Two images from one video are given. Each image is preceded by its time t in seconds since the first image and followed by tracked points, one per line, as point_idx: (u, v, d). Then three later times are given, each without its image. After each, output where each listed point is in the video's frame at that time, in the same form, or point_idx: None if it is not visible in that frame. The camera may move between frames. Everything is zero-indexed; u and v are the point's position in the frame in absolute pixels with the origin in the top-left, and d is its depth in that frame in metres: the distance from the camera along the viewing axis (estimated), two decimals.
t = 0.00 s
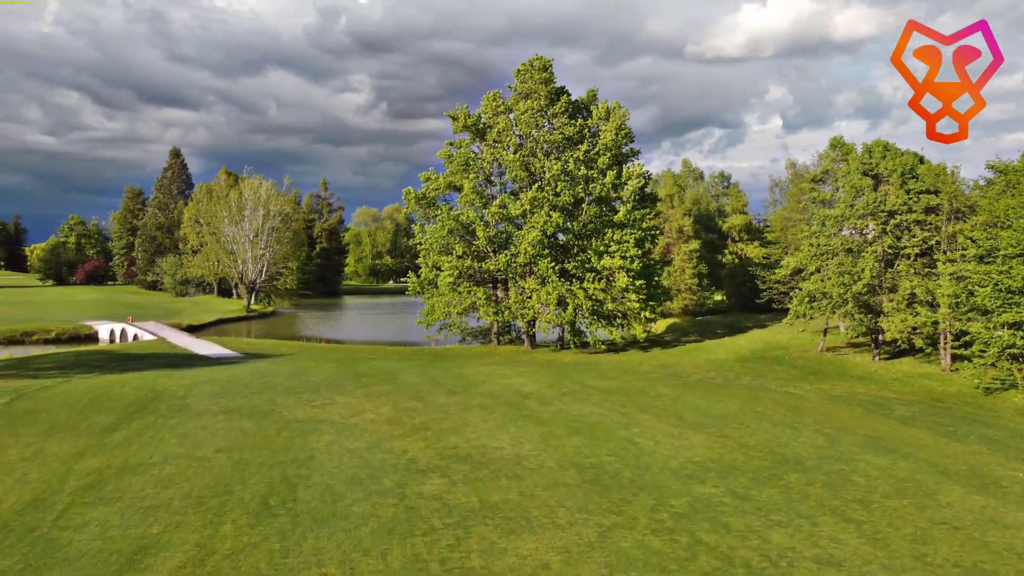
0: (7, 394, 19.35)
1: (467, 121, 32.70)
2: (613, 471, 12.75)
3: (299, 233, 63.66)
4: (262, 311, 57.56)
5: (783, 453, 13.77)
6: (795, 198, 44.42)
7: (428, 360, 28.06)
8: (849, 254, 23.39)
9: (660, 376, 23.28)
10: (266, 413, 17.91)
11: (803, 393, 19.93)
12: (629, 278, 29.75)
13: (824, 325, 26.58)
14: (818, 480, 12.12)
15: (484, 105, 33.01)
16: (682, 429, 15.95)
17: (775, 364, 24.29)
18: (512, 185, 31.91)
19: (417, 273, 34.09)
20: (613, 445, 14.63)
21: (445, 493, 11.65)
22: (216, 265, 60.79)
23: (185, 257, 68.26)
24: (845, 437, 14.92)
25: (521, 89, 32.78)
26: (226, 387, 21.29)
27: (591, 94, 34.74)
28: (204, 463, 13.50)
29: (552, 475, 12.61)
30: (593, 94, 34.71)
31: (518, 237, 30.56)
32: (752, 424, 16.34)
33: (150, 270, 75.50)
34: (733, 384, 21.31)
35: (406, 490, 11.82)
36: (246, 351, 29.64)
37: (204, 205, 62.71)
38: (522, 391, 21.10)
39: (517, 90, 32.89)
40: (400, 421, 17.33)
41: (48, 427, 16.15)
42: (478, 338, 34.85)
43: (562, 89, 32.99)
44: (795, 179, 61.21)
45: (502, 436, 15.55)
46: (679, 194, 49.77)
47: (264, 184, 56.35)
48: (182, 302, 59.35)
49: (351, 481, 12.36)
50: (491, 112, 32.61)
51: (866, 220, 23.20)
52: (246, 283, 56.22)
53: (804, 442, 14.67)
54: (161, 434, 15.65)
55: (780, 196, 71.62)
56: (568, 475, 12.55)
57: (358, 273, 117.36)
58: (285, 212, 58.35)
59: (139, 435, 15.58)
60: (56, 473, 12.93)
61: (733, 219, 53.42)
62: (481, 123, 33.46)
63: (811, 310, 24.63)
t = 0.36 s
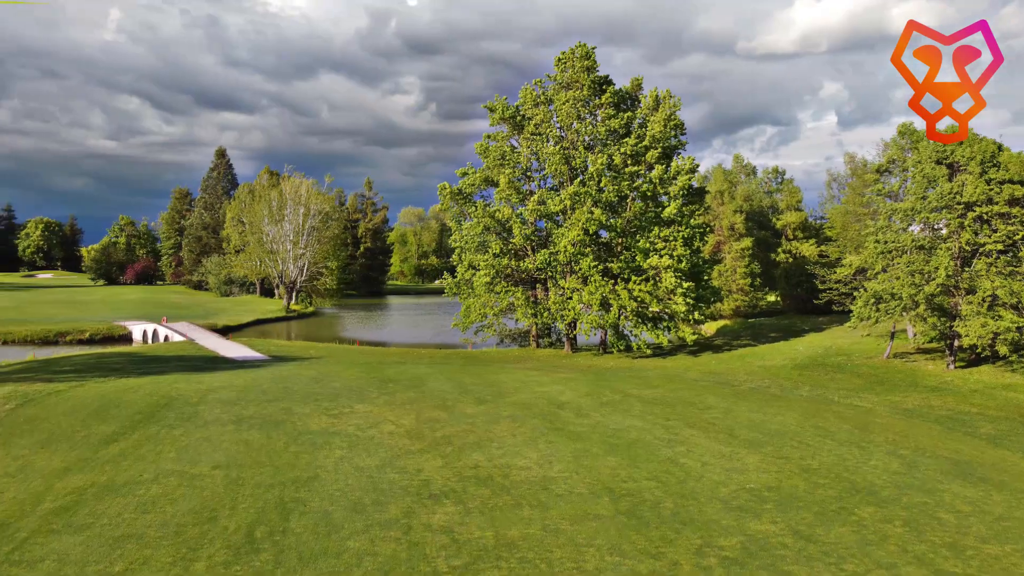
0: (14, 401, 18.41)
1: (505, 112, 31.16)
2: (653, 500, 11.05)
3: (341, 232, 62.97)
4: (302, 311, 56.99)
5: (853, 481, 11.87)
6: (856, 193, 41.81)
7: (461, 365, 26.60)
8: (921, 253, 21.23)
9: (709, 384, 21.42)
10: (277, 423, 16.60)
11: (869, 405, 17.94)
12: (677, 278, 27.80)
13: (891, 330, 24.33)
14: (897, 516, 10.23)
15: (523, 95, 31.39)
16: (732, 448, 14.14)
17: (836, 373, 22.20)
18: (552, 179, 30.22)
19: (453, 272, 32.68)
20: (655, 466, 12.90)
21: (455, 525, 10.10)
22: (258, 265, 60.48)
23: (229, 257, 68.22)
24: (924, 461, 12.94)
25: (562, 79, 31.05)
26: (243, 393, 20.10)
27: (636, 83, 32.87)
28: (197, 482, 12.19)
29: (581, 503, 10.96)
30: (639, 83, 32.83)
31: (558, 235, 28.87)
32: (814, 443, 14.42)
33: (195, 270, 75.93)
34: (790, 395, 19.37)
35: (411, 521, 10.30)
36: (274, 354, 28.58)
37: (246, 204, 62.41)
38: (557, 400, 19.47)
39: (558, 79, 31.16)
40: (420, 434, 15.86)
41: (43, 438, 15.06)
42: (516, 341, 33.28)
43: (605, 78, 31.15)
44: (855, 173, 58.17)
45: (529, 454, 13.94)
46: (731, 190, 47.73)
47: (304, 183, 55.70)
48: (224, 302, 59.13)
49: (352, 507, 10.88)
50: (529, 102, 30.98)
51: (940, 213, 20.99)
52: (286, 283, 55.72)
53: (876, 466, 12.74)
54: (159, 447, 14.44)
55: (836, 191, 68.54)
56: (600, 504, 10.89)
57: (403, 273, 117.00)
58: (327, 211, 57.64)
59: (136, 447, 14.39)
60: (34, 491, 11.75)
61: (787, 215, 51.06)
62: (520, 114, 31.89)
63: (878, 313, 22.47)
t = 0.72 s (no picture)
0: (19, 408, 17.63)
1: (539, 105, 29.75)
2: (689, 537, 9.57)
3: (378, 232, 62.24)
4: (338, 313, 56.31)
5: (925, 517, 10.22)
6: (914, 188, 39.38)
7: (490, 370, 25.30)
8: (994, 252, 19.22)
9: (756, 394, 19.76)
10: (285, 436, 15.47)
11: (936, 421, 16.14)
12: (722, 279, 26.00)
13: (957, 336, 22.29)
14: (983, 564, 8.60)
15: (558, 87, 29.90)
16: (782, 472, 12.51)
17: (896, 383, 20.29)
18: (589, 175, 28.68)
19: (485, 273, 31.37)
20: (693, 493, 11.40)
21: (457, 565, 8.76)
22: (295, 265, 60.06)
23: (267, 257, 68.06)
24: (1007, 491, 11.21)
25: (599, 69, 29.47)
26: (257, 401, 19.06)
27: (679, 74, 31.14)
28: (182, 505, 11.07)
29: (605, 540, 9.51)
30: (681, 73, 31.10)
31: (594, 233, 27.32)
32: (877, 467, 12.74)
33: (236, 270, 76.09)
34: (846, 409, 17.62)
35: (409, 559, 8.99)
36: (299, 357, 27.63)
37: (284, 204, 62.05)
38: (589, 412, 18.01)
39: (596, 70, 29.58)
40: (436, 449, 14.56)
41: (36, 450, 14.16)
42: (551, 345, 31.81)
43: (645, 67, 29.47)
44: (912, 168, 55.24)
45: (553, 476, 12.53)
46: (779, 187, 45.88)
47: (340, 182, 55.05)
48: (261, 303, 58.85)
49: (344, 539, 9.62)
50: (565, 95, 29.48)
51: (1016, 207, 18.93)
52: (322, 283, 55.11)
53: (952, 497, 11.03)
54: (153, 463, 13.39)
55: (891, 188, 65.61)
56: (627, 541, 9.45)
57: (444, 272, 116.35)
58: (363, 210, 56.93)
59: (129, 463, 13.36)
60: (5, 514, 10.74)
61: (839, 214, 49.16)
62: (555, 108, 30.45)
63: (944, 317, 20.51)
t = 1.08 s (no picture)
0: (19, 417, 16.72)
1: (576, 97, 28.17)
2: None
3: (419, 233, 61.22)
4: (376, 314, 55.42)
5: None
6: (984, 183, 36.65)
7: (522, 378, 23.80)
8: None
9: (812, 409, 17.84)
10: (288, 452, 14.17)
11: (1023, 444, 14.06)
12: (774, 281, 24.00)
13: None
14: None
15: (598, 77, 28.21)
16: (845, 507, 10.71)
17: (970, 396, 18.14)
18: (630, 170, 26.92)
19: (522, 274, 29.87)
20: (739, 534, 9.70)
21: None
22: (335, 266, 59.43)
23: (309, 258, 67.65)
24: None
25: (642, 57, 27.67)
26: (269, 411, 17.84)
27: (727, 62, 29.16)
28: (152, 538, 9.80)
29: None
30: (731, 61, 29.10)
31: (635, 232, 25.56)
32: (958, 503, 10.84)
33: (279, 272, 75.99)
34: (917, 427, 15.62)
35: None
36: (325, 362, 26.47)
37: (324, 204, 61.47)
38: (625, 427, 16.35)
39: (638, 58, 27.78)
40: (449, 470, 13.10)
41: (19, 467, 13.11)
42: (591, 350, 30.23)
43: (691, 54, 27.56)
44: (981, 162, 51.97)
45: (576, 507, 10.94)
46: (836, 183, 43.76)
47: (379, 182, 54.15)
48: (301, 304, 58.34)
49: None
50: (605, 85, 27.77)
51: None
52: (360, 284, 54.27)
53: None
54: (136, 482, 12.22)
55: (957, 183, 62.16)
56: None
57: (489, 273, 115.22)
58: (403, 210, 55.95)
59: (111, 483, 12.22)
60: None
61: (900, 211, 46.85)
62: (594, 99, 28.84)
63: None
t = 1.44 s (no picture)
0: (14, 428, 15.76)
1: (614, 87, 26.44)
2: None
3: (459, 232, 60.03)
4: (414, 315, 54.33)
5: None
6: None
7: (555, 386, 22.20)
8: None
9: (875, 428, 15.86)
10: (284, 473, 12.84)
11: None
12: (830, 283, 21.93)
13: None
14: None
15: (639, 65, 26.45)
16: (920, 558, 8.90)
17: None
18: (672, 164, 25.10)
19: (557, 275, 28.28)
20: None
21: None
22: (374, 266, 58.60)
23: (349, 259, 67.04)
24: None
25: (686, 43, 25.83)
26: (276, 423, 16.59)
27: (779, 46, 27.10)
28: None
29: None
30: (783, 45, 27.05)
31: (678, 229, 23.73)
32: None
33: (321, 272, 75.65)
34: (1000, 452, 13.57)
35: None
36: (349, 367, 25.24)
37: (363, 204, 60.71)
38: (661, 447, 14.64)
39: (682, 43, 25.93)
40: (457, 497, 11.60)
41: None
42: (631, 357, 28.47)
43: (739, 38, 25.59)
44: None
45: (598, 550, 9.33)
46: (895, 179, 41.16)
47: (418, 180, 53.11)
48: (340, 305, 57.64)
49: None
50: (646, 73, 26.00)
51: None
52: (398, 285, 53.25)
53: None
54: (109, 508, 11.01)
55: None
56: None
57: (534, 273, 113.79)
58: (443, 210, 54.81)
59: (81, 508, 11.02)
60: None
61: (966, 209, 43.86)
62: (633, 89, 27.07)
63: None
